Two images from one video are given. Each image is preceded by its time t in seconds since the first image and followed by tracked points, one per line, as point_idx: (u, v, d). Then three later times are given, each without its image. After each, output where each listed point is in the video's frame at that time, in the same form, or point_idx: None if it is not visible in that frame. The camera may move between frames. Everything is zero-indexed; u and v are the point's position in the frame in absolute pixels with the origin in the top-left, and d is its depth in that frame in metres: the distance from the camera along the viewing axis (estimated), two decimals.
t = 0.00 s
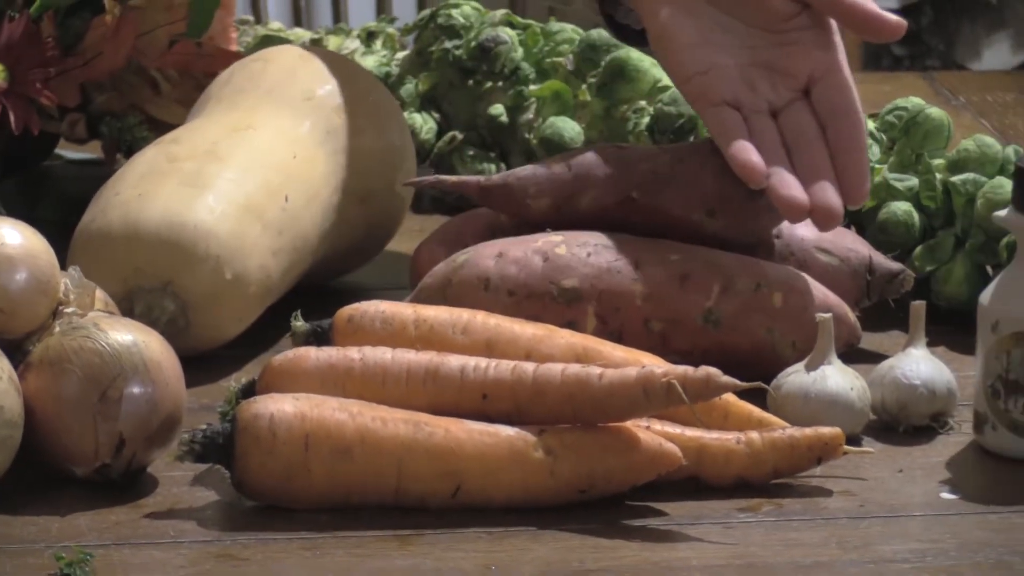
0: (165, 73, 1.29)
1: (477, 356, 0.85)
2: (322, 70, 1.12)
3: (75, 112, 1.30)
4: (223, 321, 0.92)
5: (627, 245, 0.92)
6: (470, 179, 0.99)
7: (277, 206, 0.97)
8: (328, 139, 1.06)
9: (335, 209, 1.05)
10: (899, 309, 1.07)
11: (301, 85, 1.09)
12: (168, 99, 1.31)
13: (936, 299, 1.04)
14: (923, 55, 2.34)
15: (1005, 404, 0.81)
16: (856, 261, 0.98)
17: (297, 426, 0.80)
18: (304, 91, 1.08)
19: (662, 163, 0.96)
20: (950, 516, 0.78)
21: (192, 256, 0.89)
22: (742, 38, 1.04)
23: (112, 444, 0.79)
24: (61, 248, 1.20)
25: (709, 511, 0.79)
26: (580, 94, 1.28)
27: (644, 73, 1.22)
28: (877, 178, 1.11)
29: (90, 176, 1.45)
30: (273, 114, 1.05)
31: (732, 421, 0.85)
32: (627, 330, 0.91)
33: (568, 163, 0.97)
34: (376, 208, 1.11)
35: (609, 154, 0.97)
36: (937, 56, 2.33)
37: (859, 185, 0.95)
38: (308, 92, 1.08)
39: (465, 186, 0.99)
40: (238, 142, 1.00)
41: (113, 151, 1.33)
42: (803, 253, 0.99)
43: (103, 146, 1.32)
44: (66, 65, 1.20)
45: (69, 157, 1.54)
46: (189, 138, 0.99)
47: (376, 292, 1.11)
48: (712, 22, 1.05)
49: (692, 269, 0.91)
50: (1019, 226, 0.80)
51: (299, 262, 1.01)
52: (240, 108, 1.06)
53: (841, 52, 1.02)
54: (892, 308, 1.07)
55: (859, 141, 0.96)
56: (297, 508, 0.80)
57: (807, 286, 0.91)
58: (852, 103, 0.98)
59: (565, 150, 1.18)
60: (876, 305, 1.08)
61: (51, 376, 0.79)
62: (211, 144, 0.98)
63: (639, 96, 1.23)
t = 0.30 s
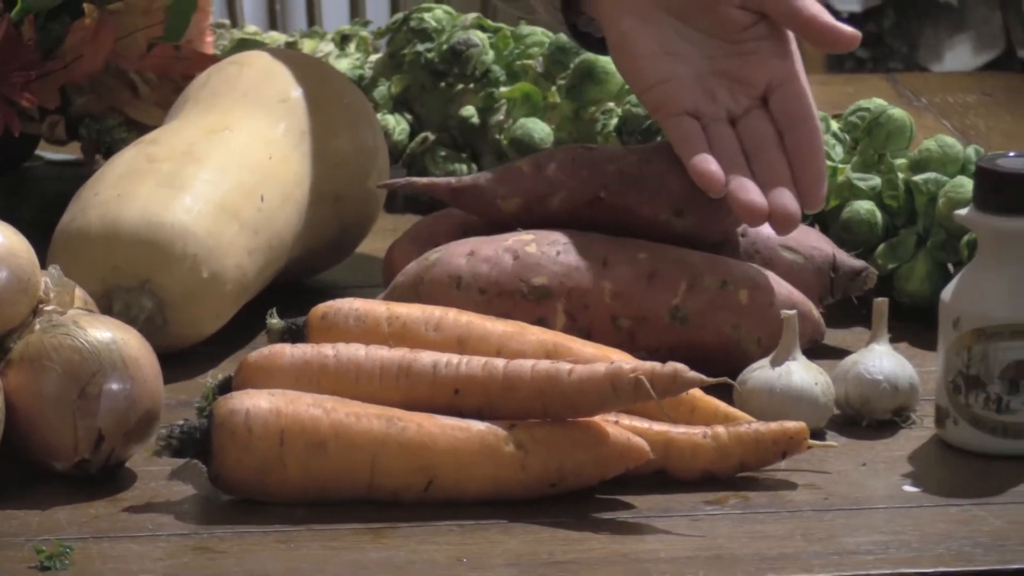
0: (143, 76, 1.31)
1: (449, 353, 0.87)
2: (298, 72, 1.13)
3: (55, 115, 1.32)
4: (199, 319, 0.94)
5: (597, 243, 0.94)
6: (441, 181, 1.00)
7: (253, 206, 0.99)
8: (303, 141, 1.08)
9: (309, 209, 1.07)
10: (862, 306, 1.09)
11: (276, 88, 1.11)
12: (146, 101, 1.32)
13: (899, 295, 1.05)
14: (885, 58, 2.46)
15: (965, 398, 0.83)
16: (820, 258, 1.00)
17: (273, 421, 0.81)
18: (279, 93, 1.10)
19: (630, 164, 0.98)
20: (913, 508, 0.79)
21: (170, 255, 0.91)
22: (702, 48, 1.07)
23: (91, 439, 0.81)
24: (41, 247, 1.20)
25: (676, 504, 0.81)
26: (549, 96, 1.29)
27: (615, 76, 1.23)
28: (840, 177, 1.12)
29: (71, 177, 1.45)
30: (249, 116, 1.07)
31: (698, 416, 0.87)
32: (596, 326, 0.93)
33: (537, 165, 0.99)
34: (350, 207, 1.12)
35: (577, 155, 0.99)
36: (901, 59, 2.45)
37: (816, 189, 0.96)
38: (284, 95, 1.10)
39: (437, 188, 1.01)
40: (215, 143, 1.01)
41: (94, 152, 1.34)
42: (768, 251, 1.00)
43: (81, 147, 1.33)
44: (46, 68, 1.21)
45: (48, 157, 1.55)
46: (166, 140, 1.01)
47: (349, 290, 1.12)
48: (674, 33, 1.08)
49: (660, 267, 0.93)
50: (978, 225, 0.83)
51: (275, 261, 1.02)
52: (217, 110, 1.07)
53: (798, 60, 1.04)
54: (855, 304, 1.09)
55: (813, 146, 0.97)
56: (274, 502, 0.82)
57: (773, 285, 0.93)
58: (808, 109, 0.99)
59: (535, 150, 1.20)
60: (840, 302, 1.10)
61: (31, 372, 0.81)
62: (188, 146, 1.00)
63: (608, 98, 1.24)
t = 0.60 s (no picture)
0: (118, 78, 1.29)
1: (419, 350, 0.89)
2: (269, 75, 1.15)
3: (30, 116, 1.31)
4: (173, 317, 0.96)
5: (565, 242, 0.96)
6: (409, 183, 1.02)
7: (226, 206, 1.01)
8: (275, 142, 1.10)
9: (282, 208, 1.09)
10: (823, 303, 1.11)
11: (248, 90, 1.12)
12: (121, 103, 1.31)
13: (860, 293, 1.07)
14: (845, 60, 2.50)
15: (925, 394, 0.85)
16: (782, 257, 1.01)
17: (245, 417, 0.83)
18: (250, 95, 1.12)
19: (595, 164, 1.00)
20: (874, 502, 0.81)
21: (144, 254, 0.92)
22: (663, 48, 1.09)
23: (67, 436, 0.82)
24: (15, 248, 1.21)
25: (641, 498, 0.82)
26: (517, 98, 1.30)
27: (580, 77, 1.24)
28: (802, 177, 1.14)
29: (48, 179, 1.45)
30: (221, 117, 1.08)
31: (663, 411, 0.88)
32: (563, 324, 0.94)
33: (504, 166, 1.00)
34: (321, 209, 1.14)
35: (543, 156, 1.01)
36: (859, 60, 2.48)
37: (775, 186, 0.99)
38: (255, 96, 1.12)
39: (405, 190, 1.02)
40: (188, 143, 1.03)
41: (68, 152, 1.33)
42: (732, 249, 1.01)
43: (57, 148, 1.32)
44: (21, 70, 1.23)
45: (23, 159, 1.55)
46: (140, 141, 1.02)
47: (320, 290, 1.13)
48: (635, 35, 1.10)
49: (625, 265, 0.94)
50: (937, 223, 0.84)
51: (248, 259, 1.04)
52: (190, 111, 1.09)
53: (757, 60, 1.06)
54: (817, 302, 1.11)
55: (773, 144, 1.00)
56: (247, 497, 0.83)
57: (737, 283, 0.95)
58: (767, 109, 1.02)
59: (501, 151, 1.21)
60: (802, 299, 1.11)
61: (8, 370, 0.82)
62: (161, 147, 1.02)
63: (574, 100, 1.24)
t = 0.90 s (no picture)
0: (103, 79, 1.29)
1: (400, 346, 0.90)
2: (252, 75, 1.17)
3: (16, 117, 1.31)
4: (158, 314, 0.97)
5: (542, 239, 0.97)
6: (390, 182, 1.03)
7: (210, 204, 1.02)
8: (258, 142, 1.11)
9: (265, 206, 1.10)
10: (798, 299, 1.12)
11: (231, 90, 1.14)
12: (106, 104, 1.30)
13: (834, 290, 1.09)
14: (819, 60, 2.53)
15: (899, 388, 0.86)
16: (757, 254, 1.03)
17: (229, 412, 0.84)
18: (234, 95, 1.13)
19: (573, 163, 1.01)
20: (848, 495, 0.82)
21: (129, 252, 0.94)
22: (638, 48, 1.10)
23: (53, 431, 0.84)
24: None
25: (620, 491, 0.84)
26: (497, 98, 1.32)
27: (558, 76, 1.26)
28: (776, 176, 1.15)
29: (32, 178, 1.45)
30: (205, 117, 1.10)
31: (641, 406, 0.90)
32: (542, 320, 0.96)
33: (483, 164, 1.02)
34: (303, 210, 1.15)
35: (521, 156, 1.02)
36: (834, 60, 2.51)
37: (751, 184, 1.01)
38: (238, 96, 1.13)
39: (386, 189, 1.03)
40: (172, 143, 1.04)
41: (54, 152, 1.33)
42: (708, 247, 1.03)
43: (43, 148, 1.32)
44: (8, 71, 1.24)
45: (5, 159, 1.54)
46: (125, 141, 1.04)
47: (303, 285, 1.15)
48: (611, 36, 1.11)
49: (603, 263, 0.96)
50: (911, 221, 0.85)
51: (232, 257, 1.05)
52: (174, 111, 1.10)
53: (730, 60, 1.08)
54: (792, 298, 1.12)
55: (747, 143, 1.02)
56: (231, 491, 0.84)
57: (712, 280, 0.96)
58: (741, 108, 1.04)
59: (481, 149, 1.23)
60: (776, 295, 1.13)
61: None
62: (146, 146, 1.03)
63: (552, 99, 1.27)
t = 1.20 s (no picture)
0: (91, 80, 1.29)
1: (384, 343, 0.91)
2: (239, 75, 1.18)
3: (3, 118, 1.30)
4: (145, 312, 0.98)
5: (526, 236, 0.99)
6: (375, 180, 1.04)
7: (197, 204, 1.03)
8: (244, 142, 1.12)
9: (251, 204, 1.11)
10: (778, 297, 1.13)
11: (217, 91, 1.15)
12: (94, 104, 1.30)
13: (814, 287, 1.10)
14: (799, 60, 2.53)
15: (877, 384, 0.87)
16: (737, 252, 1.04)
17: (216, 409, 0.85)
18: (220, 96, 1.14)
19: (555, 162, 1.02)
20: (827, 490, 0.83)
21: (117, 251, 0.95)
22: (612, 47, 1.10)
23: (41, 427, 0.85)
24: None
25: (602, 486, 0.85)
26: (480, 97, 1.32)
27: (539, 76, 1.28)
28: (756, 174, 1.16)
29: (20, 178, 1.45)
30: (192, 117, 1.11)
31: (623, 402, 0.91)
32: (524, 317, 0.97)
33: (467, 164, 1.03)
34: (289, 210, 1.16)
35: (504, 155, 1.04)
36: (813, 60, 2.52)
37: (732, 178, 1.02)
38: (224, 97, 1.14)
39: (371, 187, 1.04)
40: (159, 143, 1.05)
41: (42, 153, 1.31)
42: (688, 245, 1.04)
43: (32, 148, 1.30)
44: None
45: None
46: (113, 140, 1.05)
47: (289, 284, 1.16)
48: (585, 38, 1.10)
49: (585, 260, 0.97)
50: (889, 218, 0.86)
51: (219, 256, 1.06)
52: (161, 111, 1.11)
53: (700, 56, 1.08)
54: (772, 296, 1.13)
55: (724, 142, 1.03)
56: (217, 486, 0.85)
57: (693, 278, 0.98)
58: (717, 105, 1.05)
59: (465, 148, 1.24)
60: (757, 293, 1.14)
61: None
62: (133, 146, 1.04)
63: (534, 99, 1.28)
